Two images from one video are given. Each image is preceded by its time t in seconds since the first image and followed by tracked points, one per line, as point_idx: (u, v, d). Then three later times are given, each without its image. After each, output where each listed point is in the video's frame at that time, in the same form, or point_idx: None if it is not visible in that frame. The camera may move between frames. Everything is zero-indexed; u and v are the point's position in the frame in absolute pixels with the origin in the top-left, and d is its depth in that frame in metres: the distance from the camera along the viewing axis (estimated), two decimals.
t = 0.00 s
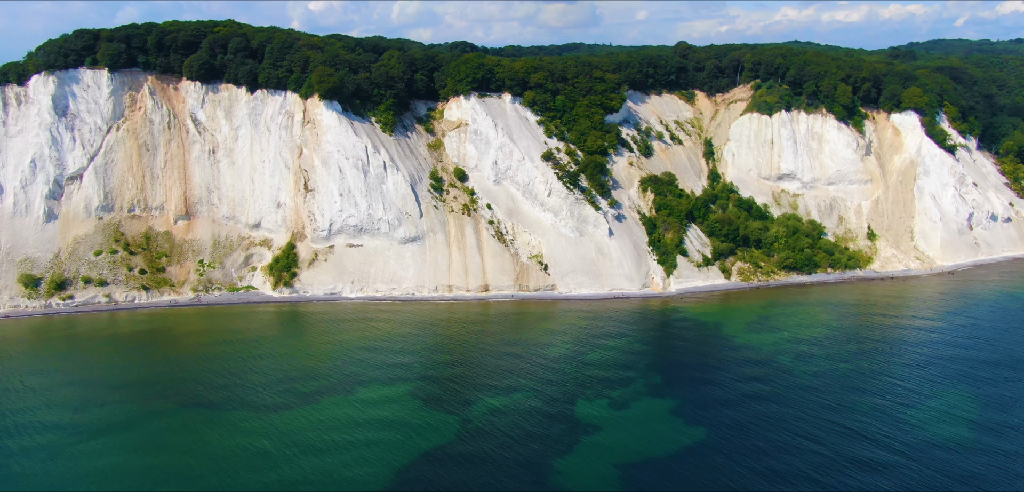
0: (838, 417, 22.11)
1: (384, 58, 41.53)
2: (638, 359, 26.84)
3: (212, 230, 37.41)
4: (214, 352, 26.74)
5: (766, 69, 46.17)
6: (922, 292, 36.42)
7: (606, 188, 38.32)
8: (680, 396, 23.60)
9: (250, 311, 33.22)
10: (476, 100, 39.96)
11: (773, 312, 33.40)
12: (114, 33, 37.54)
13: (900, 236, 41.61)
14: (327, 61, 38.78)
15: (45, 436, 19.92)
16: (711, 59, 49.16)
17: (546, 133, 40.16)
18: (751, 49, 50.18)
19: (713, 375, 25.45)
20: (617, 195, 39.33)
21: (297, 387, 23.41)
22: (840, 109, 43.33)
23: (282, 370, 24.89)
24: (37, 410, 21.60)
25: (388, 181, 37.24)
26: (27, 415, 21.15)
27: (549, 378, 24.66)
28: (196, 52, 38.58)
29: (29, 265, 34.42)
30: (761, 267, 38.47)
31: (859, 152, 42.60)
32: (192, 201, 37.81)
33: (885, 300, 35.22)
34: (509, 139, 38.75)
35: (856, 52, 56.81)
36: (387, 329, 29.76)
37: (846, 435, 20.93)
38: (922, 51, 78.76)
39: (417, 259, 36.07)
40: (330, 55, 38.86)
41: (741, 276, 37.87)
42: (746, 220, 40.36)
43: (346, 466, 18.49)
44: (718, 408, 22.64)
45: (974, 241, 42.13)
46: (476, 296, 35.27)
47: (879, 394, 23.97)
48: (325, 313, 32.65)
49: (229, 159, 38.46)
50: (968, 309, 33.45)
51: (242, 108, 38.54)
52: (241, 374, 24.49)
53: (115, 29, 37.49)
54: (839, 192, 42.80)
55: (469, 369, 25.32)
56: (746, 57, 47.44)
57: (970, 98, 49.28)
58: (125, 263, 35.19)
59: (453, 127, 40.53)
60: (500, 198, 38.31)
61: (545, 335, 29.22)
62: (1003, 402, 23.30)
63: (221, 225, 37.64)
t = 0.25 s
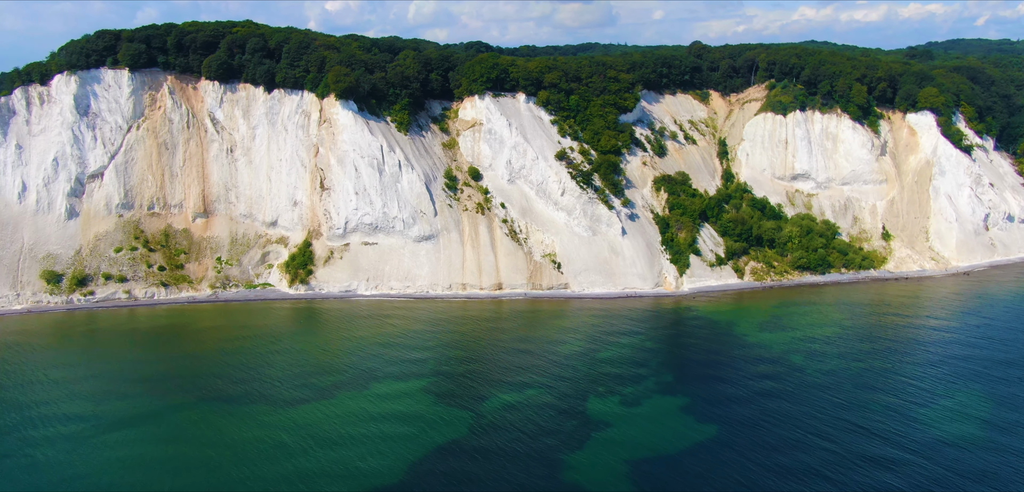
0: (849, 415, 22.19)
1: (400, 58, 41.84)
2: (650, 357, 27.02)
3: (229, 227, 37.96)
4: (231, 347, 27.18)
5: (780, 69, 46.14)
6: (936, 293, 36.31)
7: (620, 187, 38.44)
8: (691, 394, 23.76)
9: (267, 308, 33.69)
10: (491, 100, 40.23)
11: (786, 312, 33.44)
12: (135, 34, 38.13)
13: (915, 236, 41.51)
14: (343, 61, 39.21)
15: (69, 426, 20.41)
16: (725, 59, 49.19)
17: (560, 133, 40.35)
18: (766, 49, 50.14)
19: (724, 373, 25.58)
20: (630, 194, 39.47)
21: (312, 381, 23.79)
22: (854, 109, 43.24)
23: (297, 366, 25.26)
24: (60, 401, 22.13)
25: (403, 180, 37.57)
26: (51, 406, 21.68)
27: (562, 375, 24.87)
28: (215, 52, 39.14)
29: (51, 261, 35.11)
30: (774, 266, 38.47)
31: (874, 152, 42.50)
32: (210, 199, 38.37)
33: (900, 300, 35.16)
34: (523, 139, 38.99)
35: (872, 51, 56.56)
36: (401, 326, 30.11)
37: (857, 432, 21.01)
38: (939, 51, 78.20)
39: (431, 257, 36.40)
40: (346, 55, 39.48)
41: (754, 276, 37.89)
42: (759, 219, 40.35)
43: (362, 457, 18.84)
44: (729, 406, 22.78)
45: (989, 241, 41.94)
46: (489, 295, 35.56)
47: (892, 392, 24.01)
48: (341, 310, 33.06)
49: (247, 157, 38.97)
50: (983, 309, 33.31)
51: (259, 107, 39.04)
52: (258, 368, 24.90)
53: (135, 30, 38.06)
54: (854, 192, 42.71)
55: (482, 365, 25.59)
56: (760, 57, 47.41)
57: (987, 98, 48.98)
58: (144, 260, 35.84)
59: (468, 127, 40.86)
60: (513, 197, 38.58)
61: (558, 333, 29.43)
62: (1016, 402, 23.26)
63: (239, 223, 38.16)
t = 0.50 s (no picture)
0: (861, 413, 22.26)
1: (415, 58, 42.20)
2: (662, 354, 27.17)
3: (247, 225, 38.49)
4: (248, 342, 27.64)
5: (795, 69, 46.09)
6: (952, 293, 36.17)
7: (634, 186, 38.50)
8: (703, 391, 23.92)
9: (283, 305, 34.17)
10: (505, 99, 40.48)
11: (799, 311, 33.47)
12: (155, 34, 38.66)
13: (930, 236, 41.35)
14: (360, 61, 39.59)
15: (91, 417, 20.91)
16: (740, 59, 49.17)
17: (574, 132, 40.54)
18: (781, 49, 50.07)
19: (736, 371, 25.71)
20: (643, 194, 39.59)
21: (328, 376, 24.17)
22: (870, 109, 43.11)
23: (313, 360, 25.65)
24: (83, 393, 22.66)
25: (418, 179, 37.91)
26: (74, 398, 22.21)
27: (574, 371, 25.09)
28: (234, 53, 39.69)
29: (73, 257, 35.78)
30: (788, 266, 38.46)
31: (889, 152, 42.37)
32: (228, 197, 38.92)
33: (914, 300, 35.08)
34: (537, 138, 39.22)
35: (889, 51, 56.28)
36: (416, 323, 30.46)
37: (868, 430, 21.10)
38: (958, 50, 77.52)
39: (446, 255, 36.74)
40: (363, 55, 39.75)
41: (767, 275, 37.92)
42: (773, 219, 40.34)
43: (377, 449, 19.17)
44: (740, 403, 22.93)
45: (1006, 242, 41.71)
46: (503, 293, 35.84)
47: (904, 391, 24.04)
48: (356, 307, 33.47)
49: (264, 156, 39.50)
50: (999, 310, 33.17)
51: (277, 107, 39.55)
52: (274, 363, 25.32)
53: (155, 30, 38.57)
54: (869, 193, 42.60)
55: (494, 361, 25.88)
56: (776, 57, 47.36)
57: (1005, 98, 48.63)
58: (164, 257, 36.46)
59: (482, 126, 41.16)
60: (527, 196, 38.83)
61: (570, 330, 29.65)
62: None
63: (256, 221, 38.69)
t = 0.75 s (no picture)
0: (872, 411, 22.31)
1: (431, 58, 42.52)
2: (674, 352, 27.33)
3: (265, 223, 39.02)
4: (265, 338, 28.08)
5: (811, 69, 46.03)
6: (967, 294, 36.03)
7: (647, 185, 38.55)
8: (714, 388, 24.06)
9: (299, 301, 34.63)
10: (520, 99, 40.72)
11: (813, 311, 33.48)
12: (175, 35, 39.28)
13: (946, 237, 41.19)
14: (376, 61, 39.98)
15: (112, 409, 21.39)
16: (755, 59, 49.14)
17: (588, 132, 40.72)
18: (797, 49, 49.99)
19: (748, 369, 25.82)
20: (657, 193, 39.69)
21: (343, 371, 24.54)
22: (886, 109, 43.00)
23: (329, 356, 26.02)
24: (104, 386, 23.17)
25: (432, 178, 38.24)
26: (95, 391, 22.72)
27: (586, 368, 25.29)
28: (252, 53, 40.20)
29: (94, 254, 36.42)
30: (801, 266, 38.44)
31: (905, 152, 42.24)
32: (246, 195, 39.45)
33: (929, 301, 34.98)
34: (551, 138, 39.44)
35: (906, 51, 56.02)
36: (430, 320, 30.79)
37: (879, 427, 21.16)
38: (977, 50, 76.87)
39: (460, 254, 37.07)
40: (379, 55, 40.22)
41: (781, 275, 37.94)
42: (787, 219, 40.32)
43: (391, 442, 19.49)
44: (752, 400, 23.05)
45: (1023, 243, 41.47)
46: (517, 291, 36.11)
47: (917, 389, 24.05)
48: (371, 304, 33.87)
49: (281, 155, 40.00)
50: (1015, 311, 33.01)
51: (294, 106, 40.03)
52: (291, 358, 25.73)
53: (176, 31, 39.21)
54: (885, 193, 42.50)
55: (507, 357, 26.15)
56: (791, 56, 47.31)
57: None
58: (182, 254, 37.04)
59: (497, 126, 41.45)
60: (541, 195, 39.07)
61: (583, 328, 29.86)
62: None
63: (273, 219, 39.22)
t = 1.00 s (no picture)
0: (885, 409, 22.35)
1: (447, 58, 42.85)
2: (687, 350, 27.48)
3: (282, 221, 39.54)
4: (282, 334, 28.52)
5: (826, 69, 45.95)
6: (983, 295, 35.86)
7: (661, 185, 38.63)
8: (727, 386, 24.18)
9: (316, 298, 35.08)
10: (535, 99, 40.96)
11: (827, 311, 33.46)
12: (195, 35, 39.87)
13: (962, 238, 41.01)
14: (392, 61, 40.36)
15: (133, 401, 21.87)
16: (771, 59, 49.10)
17: (603, 131, 40.88)
18: (812, 49, 49.88)
19: (761, 367, 25.92)
20: (671, 193, 39.77)
21: (359, 366, 24.90)
22: (902, 109, 42.85)
23: (344, 352, 26.40)
24: (125, 379, 23.68)
25: (448, 176, 38.56)
26: (117, 384, 23.23)
27: (599, 365, 25.49)
28: (270, 53, 40.70)
29: (115, 251, 37.08)
30: (816, 266, 38.42)
31: (921, 152, 42.09)
32: (264, 193, 39.98)
33: (945, 301, 34.86)
34: (566, 137, 39.66)
35: (924, 51, 55.73)
36: (444, 318, 31.11)
37: (892, 425, 21.20)
38: (996, 50, 76.27)
39: (475, 252, 37.38)
40: (395, 55, 40.58)
41: (795, 275, 37.93)
42: (802, 219, 40.28)
43: (406, 435, 19.81)
44: (764, 398, 23.16)
45: None
46: (531, 289, 36.36)
47: (930, 388, 24.05)
48: (386, 302, 34.27)
49: (299, 154, 40.50)
50: None
51: (312, 106, 40.49)
52: (307, 353, 26.13)
53: (196, 31, 39.80)
54: (900, 193, 42.37)
55: (521, 354, 26.40)
56: (806, 56, 47.24)
57: None
58: (201, 251, 37.63)
59: (512, 125, 41.71)
60: (556, 194, 39.29)
61: (596, 326, 30.05)
62: None
63: (291, 217, 39.73)
